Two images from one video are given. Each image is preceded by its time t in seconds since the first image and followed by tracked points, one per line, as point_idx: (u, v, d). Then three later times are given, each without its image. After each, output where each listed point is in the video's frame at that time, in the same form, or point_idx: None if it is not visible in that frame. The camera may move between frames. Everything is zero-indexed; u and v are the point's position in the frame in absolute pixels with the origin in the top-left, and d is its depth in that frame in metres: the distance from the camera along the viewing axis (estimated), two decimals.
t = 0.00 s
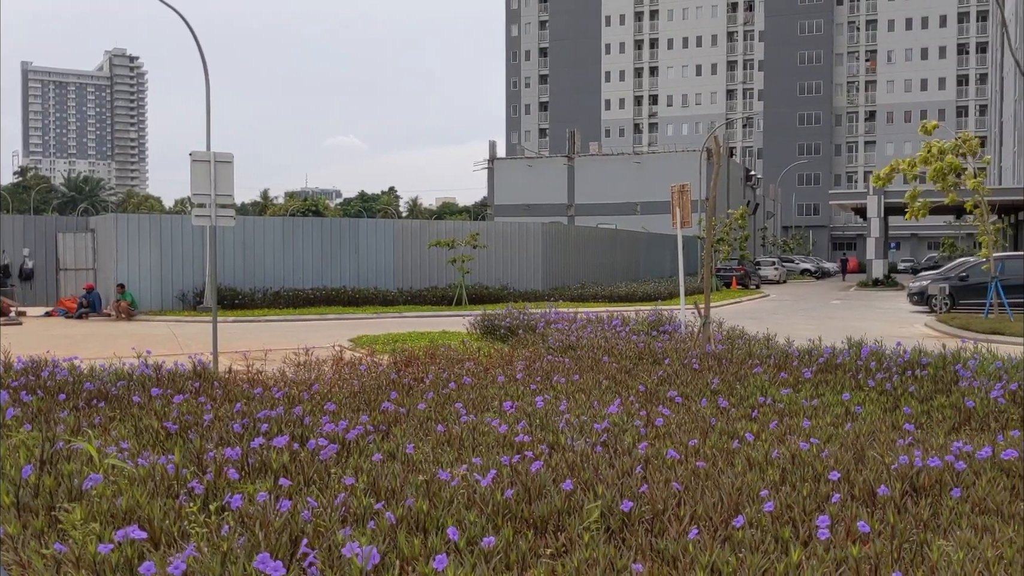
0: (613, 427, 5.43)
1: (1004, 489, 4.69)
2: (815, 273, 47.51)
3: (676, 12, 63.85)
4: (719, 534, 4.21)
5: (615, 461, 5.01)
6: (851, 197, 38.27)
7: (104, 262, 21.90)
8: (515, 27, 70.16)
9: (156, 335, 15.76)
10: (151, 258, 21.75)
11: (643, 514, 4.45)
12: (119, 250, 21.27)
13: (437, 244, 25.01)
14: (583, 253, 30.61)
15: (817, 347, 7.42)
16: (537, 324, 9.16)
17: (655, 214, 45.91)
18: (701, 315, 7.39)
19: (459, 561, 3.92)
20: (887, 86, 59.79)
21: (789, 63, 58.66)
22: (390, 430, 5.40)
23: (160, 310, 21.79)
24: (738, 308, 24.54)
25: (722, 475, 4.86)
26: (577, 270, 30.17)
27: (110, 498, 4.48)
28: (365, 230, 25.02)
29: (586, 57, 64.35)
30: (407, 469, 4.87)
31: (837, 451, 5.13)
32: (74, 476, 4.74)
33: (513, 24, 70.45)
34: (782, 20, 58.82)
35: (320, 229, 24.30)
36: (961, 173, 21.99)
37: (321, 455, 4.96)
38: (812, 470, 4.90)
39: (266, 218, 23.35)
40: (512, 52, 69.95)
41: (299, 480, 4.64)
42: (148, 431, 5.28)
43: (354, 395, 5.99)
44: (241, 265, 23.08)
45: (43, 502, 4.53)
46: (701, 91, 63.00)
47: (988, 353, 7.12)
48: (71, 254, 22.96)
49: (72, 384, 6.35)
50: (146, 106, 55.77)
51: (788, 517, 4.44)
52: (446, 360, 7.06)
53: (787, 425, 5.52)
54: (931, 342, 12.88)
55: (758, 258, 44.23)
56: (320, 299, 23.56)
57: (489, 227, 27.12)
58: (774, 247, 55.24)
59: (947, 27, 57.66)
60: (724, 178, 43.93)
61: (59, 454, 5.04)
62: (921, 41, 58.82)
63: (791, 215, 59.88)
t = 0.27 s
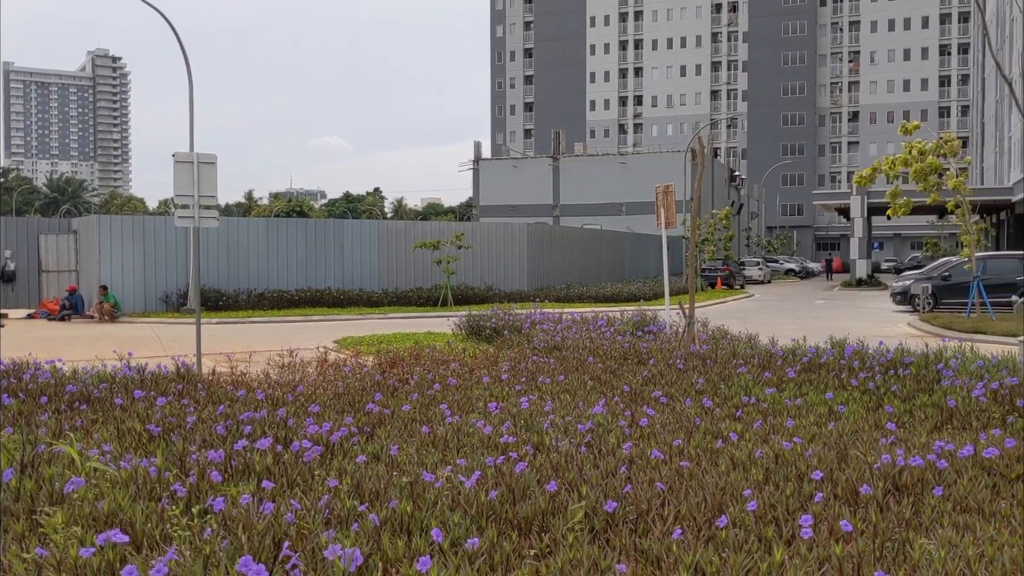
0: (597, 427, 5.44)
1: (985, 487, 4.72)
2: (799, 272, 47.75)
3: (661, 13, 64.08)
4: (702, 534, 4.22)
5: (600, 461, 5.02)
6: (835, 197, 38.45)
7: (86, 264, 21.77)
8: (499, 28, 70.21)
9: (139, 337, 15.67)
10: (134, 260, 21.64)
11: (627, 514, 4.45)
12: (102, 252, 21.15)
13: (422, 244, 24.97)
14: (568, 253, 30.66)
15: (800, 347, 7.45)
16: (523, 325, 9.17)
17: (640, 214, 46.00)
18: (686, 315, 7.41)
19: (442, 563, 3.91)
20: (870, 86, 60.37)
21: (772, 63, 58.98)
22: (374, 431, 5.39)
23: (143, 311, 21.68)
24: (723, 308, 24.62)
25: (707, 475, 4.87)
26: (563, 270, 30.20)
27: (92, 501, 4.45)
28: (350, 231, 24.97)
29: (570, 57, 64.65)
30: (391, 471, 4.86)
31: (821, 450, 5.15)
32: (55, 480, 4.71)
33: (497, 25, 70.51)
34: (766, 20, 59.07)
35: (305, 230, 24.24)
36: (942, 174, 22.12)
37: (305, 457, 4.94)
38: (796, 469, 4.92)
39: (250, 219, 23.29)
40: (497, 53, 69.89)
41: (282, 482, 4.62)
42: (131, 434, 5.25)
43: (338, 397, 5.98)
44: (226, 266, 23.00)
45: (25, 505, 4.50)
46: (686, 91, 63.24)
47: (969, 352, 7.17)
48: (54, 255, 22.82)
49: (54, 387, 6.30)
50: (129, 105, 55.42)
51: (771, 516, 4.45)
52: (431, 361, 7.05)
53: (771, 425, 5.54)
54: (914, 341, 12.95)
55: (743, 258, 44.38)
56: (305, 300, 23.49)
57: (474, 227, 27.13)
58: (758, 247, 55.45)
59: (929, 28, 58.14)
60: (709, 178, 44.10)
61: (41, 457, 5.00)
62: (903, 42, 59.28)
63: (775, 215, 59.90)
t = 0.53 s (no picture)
0: (581, 430, 5.45)
1: (967, 488, 4.75)
2: (783, 274, 47.98)
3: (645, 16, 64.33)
4: (686, 535, 4.23)
5: (584, 463, 5.02)
6: (819, 198, 38.63)
7: (69, 267, 21.64)
8: (484, 30, 70.11)
9: (122, 340, 15.57)
10: (117, 262, 21.56)
11: (612, 516, 4.46)
12: (85, 254, 21.04)
13: (407, 246, 24.94)
14: (554, 255, 30.69)
15: (784, 348, 7.48)
16: (508, 327, 9.17)
17: (626, 216, 46.13)
18: (671, 317, 7.43)
19: (426, 566, 3.89)
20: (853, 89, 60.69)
21: (756, 66, 59.21)
22: (358, 434, 5.38)
23: (126, 314, 21.57)
24: (707, 310, 24.69)
25: (690, 476, 4.89)
26: (548, 272, 30.22)
27: (73, 506, 4.41)
28: (335, 233, 24.92)
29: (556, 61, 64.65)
30: (375, 474, 4.85)
31: (804, 451, 5.17)
32: (35, 484, 4.67)
33: (482, 27, 70.64)
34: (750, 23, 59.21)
35: (289, 232, 24.19)
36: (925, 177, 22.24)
37: (288, 460, 4.92)
38: (778, 469, 4.95)
39: (234, 221, 23.23)
40: (482, 55, 69.74)
41: (266, 486, 4.60)
42: (113, 438, 5.22)
43: (323, 399, 5.96)
44: (210, 268, 22.93)
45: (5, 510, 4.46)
46: (670, 94, 63.49)
47: (951, 353, 7.22)
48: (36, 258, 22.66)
49: (35, 391, 6.25)
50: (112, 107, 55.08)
51: (756, 517, 4.46)
52: (415, 363, 7.05)
53: (755, 426, 5.56)
54: (897, 343, 13.02)
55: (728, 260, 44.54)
56: (289, 303, 23.43)
57: (459, 229, 27.10)
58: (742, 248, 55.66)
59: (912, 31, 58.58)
60: (694, 180, 44.26)
61: (23, 461, 4.95)
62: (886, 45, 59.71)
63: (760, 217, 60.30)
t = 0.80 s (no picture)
0: (564, 432, 5.46)
1: (946, 489, 4.77)
2: (765, 276, 48.23)
3: (629, 19, 64.58)
4: (667, 537, 4.23)
5: (566, 466, 5.03)
6: (801, 201, 38.85)
7: (49, 270, 21.47)
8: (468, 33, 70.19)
9: (103, 344, 15.47)
10: (98, 266, 21.44)
11: (594, 519, 4.46)
12: (66, 258, 20.90)
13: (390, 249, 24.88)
14: (537, 257, 30.72)
15: (766, 350, 7.52)
16: (491, 330, 9.18)
17: (609, 219, 46.27)
18: (653, 320, 7.45)
19: (407, 570, 3.87)
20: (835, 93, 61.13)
21: (739, 70, 59.51)
22: (341, 437, 5.37)
23: (107, 317, 21.42)
24: (690, 312, 24.79)
25: (672, 478, 4.90)
26: (531, 274, 30.24)
27: (51, 511, 4.37)
28: (317, 236, 24.83)
29: (539, 64, 64.76)
30: (356, 477, 4.84)
31: (785, 453, 5.20)
32: (11, 489, 4.62)
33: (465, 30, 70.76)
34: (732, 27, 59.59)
35: (272, 235, 24.10)
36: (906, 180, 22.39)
37: (268, 465, 4.90)
38: (759, 471, 4.97)
39: (216, 224, 23.12)
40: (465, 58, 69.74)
41: (246, 490, 4.58)
42: (93, 442, 5.19)
43: (304, 403, 5.95)
44: (191, 271, 22.82)
45: None
46: (653, 97, 63.76)
47: (930, 355, 7.27)
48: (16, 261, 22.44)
49: (13, 395, 6.19)
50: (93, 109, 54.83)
51: (737, 519, 4.47)
52: (399, 367, 7.04)
53: (737, 428, 5.59)
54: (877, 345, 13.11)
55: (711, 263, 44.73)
56: (272, 306, 23.34)
57: (442, 231, 27.03)
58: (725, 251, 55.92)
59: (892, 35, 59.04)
60: (676, 183, 44.44)
61: None
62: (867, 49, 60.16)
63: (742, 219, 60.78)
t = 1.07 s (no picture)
0: (547, 434, 5.46)
1: (926, 489, 4.80)
2: (748, 278, 48.44)
3: (612, 22, 64.79)
4: (649, 538, 4.24)
5: (549, 468, 5.03)
6: (783, 203, 39.05)
7: (29, 272, 21.29)
8: (451, 35, 70.17)
9: (84, 347, 15.35)
10: (79, 268, 21.36)
11: (576, 520, 4.46)
12: (46, 260, 20.78)
13: (373, 251, 24.83)
14: (521, 259, 30.76)
15: (749, 352, 7.56)
16: (475, 332, 9.19)
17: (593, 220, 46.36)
18: (636, 322, 7.48)
19: (389, 572, 3.86)
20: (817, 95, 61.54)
21: (722, 73, 59.80)
22: (323, 440, 5.36)
23: (88, 320, 21.33)
24: (673, 314, 24.87)
25: (654, 480, 4.91)
26: (514, 275, 30.26)
27: (30, 515, 4.33)
28: (300, 238, 24.77)
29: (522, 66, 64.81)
30: (340, 481, 4.82)
31: (765, 454, 5.23)
32: None
33: (449, 32, 70.98)
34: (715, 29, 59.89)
35: (254, 237, 24.03)
36: (888, 182, 22.57)
37: (251, 468, 4.88)
38: (740, 473, 4.99)
39: (197, 226, 23.04)
40: (449, 60, 69.67)
41: (228, 493, 4.56)
42: (72, 446, 5.15)
43: (287, 406, 5.93)
44: (174, 273, 22.73)
45: None
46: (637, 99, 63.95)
47: (911, 356, 7.33)
48: None
49: None
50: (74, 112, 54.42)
51: (718, 520, 4.49)
52: (382, 369, 7.03)
53: (719, 429, 5.61)
54: (858, 347, 13.21)
55: (694, 265, 44.90)
56: (254, 308, 23.25)
57: (426, 232, 26.96)
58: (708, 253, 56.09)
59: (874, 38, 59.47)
60: (660, 185, 44.61)
61: None
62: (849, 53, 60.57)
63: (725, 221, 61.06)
